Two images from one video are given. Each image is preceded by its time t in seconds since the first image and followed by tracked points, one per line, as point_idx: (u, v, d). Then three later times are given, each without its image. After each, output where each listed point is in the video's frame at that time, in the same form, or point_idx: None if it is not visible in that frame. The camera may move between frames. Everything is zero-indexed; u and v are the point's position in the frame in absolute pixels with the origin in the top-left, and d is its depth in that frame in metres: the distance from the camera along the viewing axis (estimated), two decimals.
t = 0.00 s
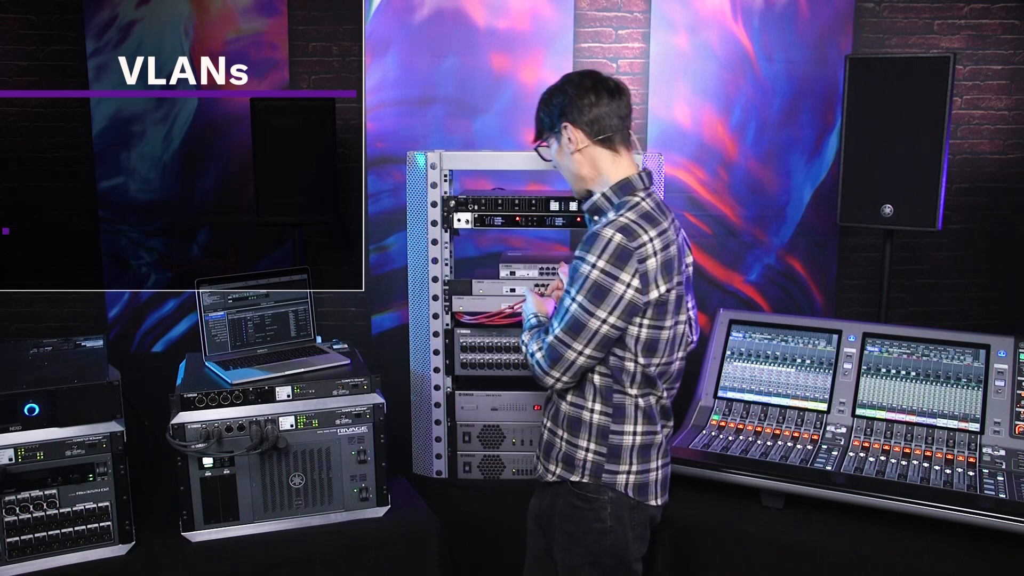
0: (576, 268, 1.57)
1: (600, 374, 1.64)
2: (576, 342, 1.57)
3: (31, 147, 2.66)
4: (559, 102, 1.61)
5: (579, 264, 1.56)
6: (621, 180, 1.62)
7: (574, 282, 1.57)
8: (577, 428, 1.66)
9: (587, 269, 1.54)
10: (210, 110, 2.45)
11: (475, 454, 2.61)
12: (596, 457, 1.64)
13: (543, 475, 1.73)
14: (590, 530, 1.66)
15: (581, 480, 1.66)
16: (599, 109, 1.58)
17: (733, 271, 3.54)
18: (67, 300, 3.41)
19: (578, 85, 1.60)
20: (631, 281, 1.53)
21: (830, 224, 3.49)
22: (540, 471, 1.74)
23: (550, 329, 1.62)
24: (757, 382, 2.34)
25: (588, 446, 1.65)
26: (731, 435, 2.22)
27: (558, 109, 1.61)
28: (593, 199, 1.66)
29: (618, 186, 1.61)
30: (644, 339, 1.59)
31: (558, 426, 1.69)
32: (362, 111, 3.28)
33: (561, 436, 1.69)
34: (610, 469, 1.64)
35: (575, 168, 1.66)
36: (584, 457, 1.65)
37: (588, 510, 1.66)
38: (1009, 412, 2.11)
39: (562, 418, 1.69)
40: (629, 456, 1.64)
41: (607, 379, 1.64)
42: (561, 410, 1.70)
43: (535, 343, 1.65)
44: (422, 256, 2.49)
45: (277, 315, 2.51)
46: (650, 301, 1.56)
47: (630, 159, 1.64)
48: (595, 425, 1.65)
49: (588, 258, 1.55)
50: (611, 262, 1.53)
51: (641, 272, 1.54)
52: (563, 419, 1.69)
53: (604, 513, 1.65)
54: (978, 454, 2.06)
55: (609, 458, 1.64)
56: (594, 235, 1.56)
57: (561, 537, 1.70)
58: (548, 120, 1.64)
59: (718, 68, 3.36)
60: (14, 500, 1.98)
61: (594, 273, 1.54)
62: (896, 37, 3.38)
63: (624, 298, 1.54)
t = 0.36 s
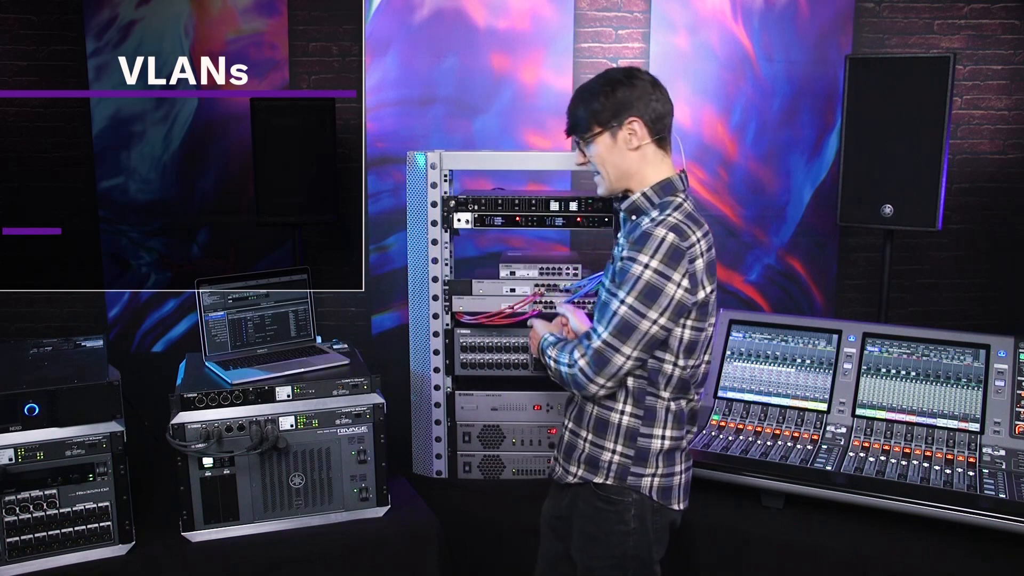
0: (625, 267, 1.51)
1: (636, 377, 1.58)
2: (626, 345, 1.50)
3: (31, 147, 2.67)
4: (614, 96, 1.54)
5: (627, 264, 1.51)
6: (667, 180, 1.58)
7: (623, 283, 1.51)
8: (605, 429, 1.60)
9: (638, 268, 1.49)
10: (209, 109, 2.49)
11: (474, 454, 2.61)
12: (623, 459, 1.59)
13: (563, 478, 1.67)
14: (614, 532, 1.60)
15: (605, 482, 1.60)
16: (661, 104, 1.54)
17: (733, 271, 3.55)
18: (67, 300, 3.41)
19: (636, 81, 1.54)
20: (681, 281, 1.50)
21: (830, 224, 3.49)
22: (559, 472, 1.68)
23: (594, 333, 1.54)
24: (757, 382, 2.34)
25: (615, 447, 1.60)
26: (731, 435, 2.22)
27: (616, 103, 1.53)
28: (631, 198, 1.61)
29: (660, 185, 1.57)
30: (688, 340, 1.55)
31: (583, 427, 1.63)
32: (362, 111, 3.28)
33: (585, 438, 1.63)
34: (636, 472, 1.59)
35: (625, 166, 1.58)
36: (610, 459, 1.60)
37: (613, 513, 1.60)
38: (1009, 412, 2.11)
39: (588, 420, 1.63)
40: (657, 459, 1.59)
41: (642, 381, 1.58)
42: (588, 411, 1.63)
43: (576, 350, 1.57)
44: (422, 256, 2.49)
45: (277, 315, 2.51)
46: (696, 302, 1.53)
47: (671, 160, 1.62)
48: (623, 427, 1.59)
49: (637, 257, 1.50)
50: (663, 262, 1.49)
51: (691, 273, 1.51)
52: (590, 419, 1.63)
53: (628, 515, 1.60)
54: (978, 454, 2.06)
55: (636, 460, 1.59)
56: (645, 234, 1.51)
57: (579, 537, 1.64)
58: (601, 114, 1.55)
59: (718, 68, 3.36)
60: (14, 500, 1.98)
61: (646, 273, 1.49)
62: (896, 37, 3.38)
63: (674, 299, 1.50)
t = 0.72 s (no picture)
0: (684, 271, 1.47)
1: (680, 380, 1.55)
2: (693, 349, 1.47)
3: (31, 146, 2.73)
4: (688, 85, 1.54)
5: (686, 268, 1.47)
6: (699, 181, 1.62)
7: (685, 287, 1.47)
8: (640, 435, 1.59)
9: (700, 270, 1.47)
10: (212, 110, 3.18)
11: (475, 454, 2.61)
12: (658, 464, 1.58)
13: (591, 486, 1.64)
14: (648, 533, 1.58)
15: (640, 487, 1.58)
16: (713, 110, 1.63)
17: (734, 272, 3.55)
18: (67, 300, 3.41)
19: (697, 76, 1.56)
20: (737, 279, 1.51)
21: (830, 224, 3.49)
22: (586, 481, 1.65)
23: (653, 342, 1.48)
24: (757, 382, 2.34)
25: (650, 452, 1.58)
26: (731, 435, 2.22)
27: (694, 92, 1.54)
28: (665, 196, 1.60)
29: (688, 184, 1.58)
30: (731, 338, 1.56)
31: (614, 434, 1.61)
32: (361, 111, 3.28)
33: (616, 444, 1.61)
34: (673, 476, 1.57)
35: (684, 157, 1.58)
36: (645, 464, 1.58)
37: (646, 514, 1.58)
38: (1009, 412, 2.11)
39: (622, 427, 1.61)
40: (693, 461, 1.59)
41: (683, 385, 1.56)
42: (620, 417, 1.61)
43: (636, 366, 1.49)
44: (422, 256, 2.49)
45: (277, 314, 2.51)
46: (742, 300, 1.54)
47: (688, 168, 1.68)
48: (660, 431, 1.58)
49: (697, 259, 1.47)
50: (724, 262, 1.48)
51: (741, 270, 1.53)
52: (623, 424, 1.61)
53: (663, 515, 1.58)
54: (978, 454, 2.06)
55: (672, 464, 1.58)
56: (701, 235, 1.48)
57: (607, 544, 1.63)
58: (679, 98, 1.53)
59: (718, 68, 3.36)
60: (14, 500, 1.98)
61: (709, 275, 1.47)
62: (896, 37, 3.38)
63: (730, 296, 1.50)
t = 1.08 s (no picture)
0: (719, 282, 1.47)
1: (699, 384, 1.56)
2: (732, 358, 1.49)
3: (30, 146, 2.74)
4: (709, 85, 1.56)
5: (720, 278, 1.47)
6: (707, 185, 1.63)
7: (722, 298, 1.47)
8: (653, 437, 1.60)
9: (736, 280, 1.47)
10: (210, 110, 3.27)
11: (474, 454, 2.61)
12: (671, 464, 1.59)
13: (599, 490, 1.63)
14: (659, 530, 1.59)
15: (653, 488, 1.59)
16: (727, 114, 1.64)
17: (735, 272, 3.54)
18: (67, 300, 3.41)
19: (714, 77, 1.59)
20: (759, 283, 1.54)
21: (830, 224, 3.49)
22: (594, 485, 1.64)
23: (694, 356, 1.47)
24: (757, 383, 2.34)
25: (662, 453, 1.59)
26: (732, 435, 2.22)
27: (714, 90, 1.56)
28: (677, 197, 1.60)
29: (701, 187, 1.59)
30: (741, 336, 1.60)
31: (625, 438, 1.61)
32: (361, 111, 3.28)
33: (627, 447, 1.61)
34: (686, 475, 1.59)
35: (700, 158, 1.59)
36: (658, 465, 1.59)
37: (657, 512, 1.59)
38: (1009, 412, 2.11)
39: (635, 430, 1.61)
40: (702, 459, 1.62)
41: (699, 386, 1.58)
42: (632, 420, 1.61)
43: (679, 381, 1.47)
44: (422, 256, 2.49)
45: (277, 314, 2.51)
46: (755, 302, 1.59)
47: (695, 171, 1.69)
48: (673, 432, 1.59)
49: (730, 269, 1.48)
50: (753, 270, 1.50)
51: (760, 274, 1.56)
52: (634, 428, 1.61)
53: (674, 512, 1.59)
54: (978, 454, 2.06)
55: (684, 464, 1.59)
56: (732, 244, 1.49)
57: (616, 544, 1.63)
58: (703, 96, 1.54)
59: (718, 68, 3.36)
60: (14, 500, 1.98)
61: (742, 285, 1.48)
62: (896, 37, 3.38)
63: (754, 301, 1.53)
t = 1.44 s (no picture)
0: (724, 281, 1.49)
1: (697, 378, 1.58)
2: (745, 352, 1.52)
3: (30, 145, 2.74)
4: (698, 82, 1.57)
5: (723, 278, 1.49)
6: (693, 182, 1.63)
7: (729, 297, 1.48)
8: (642, 434, 1.60)
9: (738, 278, 1.49)
10: (210, 110, 3.28)
11: (474, 454, 2.61)
12: (661, 459, 1.59)
13: (589, 488, 1.63)
14: (651, 526, 1.59)
15: (644, 484, 1.59)
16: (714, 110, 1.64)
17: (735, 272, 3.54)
18: (67, 300, 3.41)
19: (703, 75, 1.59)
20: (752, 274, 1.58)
21: (830, 224, 3.49)
22: (583, 484, 1.64)
23: (713, 358, 1.48)
24: (757, 383, 2.34)
25: (652, 449, 1.59)
26: (731, 435, 2.22)
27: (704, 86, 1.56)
28: (666, 195, 1.60)
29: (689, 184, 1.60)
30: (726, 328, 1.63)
31: (614, 436, 1.61)
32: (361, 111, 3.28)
33: (616, 445, 1.61)
34: (675, 470, 1.60)
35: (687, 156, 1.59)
36: (648, 461, 1.59)
37: (647, 507, 1.59)
38: (1009, 412, 2.11)
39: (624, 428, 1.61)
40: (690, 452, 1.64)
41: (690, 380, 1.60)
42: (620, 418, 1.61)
43: (705, 384, 1.48)
44: (422, 256, 2.49)
45: (277, 314, 2.51)
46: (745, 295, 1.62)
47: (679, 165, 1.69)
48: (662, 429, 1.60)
49: (732, 267, 1.49)
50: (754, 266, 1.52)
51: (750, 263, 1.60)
52: (622, 427, 1.61)
53: (664, 506, 1.60)
54: (978, 454, 2.06)
55: (674, 459, 1.60)
56: (728, 242, 1.51)
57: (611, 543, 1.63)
58: (691, 92, 1.54)
59: (718, 68, 3.36)
60: (14, 500, 1.98)
61: (744, 281, 1.50)
62: (895, 37, 3.38)
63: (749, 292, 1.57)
